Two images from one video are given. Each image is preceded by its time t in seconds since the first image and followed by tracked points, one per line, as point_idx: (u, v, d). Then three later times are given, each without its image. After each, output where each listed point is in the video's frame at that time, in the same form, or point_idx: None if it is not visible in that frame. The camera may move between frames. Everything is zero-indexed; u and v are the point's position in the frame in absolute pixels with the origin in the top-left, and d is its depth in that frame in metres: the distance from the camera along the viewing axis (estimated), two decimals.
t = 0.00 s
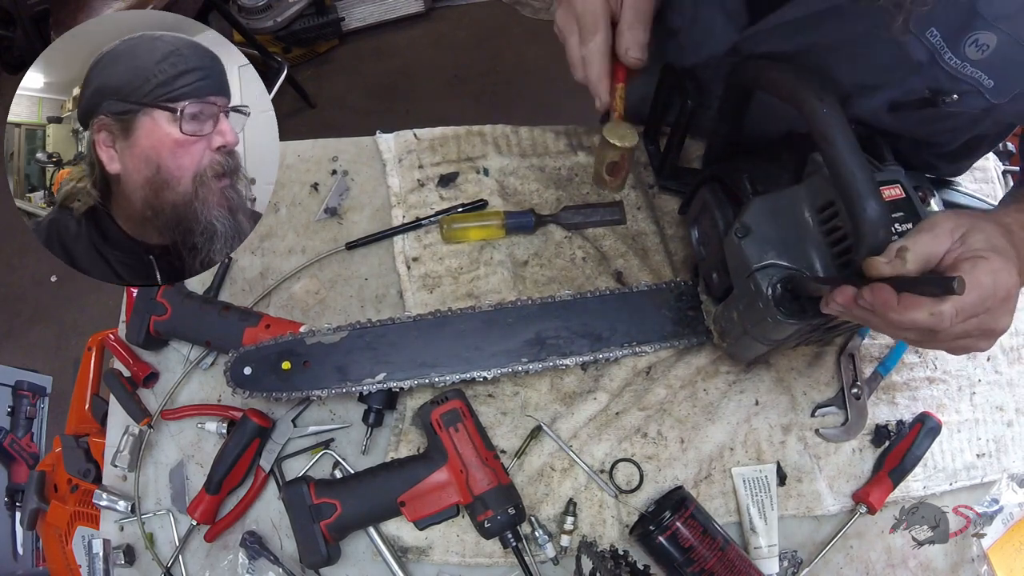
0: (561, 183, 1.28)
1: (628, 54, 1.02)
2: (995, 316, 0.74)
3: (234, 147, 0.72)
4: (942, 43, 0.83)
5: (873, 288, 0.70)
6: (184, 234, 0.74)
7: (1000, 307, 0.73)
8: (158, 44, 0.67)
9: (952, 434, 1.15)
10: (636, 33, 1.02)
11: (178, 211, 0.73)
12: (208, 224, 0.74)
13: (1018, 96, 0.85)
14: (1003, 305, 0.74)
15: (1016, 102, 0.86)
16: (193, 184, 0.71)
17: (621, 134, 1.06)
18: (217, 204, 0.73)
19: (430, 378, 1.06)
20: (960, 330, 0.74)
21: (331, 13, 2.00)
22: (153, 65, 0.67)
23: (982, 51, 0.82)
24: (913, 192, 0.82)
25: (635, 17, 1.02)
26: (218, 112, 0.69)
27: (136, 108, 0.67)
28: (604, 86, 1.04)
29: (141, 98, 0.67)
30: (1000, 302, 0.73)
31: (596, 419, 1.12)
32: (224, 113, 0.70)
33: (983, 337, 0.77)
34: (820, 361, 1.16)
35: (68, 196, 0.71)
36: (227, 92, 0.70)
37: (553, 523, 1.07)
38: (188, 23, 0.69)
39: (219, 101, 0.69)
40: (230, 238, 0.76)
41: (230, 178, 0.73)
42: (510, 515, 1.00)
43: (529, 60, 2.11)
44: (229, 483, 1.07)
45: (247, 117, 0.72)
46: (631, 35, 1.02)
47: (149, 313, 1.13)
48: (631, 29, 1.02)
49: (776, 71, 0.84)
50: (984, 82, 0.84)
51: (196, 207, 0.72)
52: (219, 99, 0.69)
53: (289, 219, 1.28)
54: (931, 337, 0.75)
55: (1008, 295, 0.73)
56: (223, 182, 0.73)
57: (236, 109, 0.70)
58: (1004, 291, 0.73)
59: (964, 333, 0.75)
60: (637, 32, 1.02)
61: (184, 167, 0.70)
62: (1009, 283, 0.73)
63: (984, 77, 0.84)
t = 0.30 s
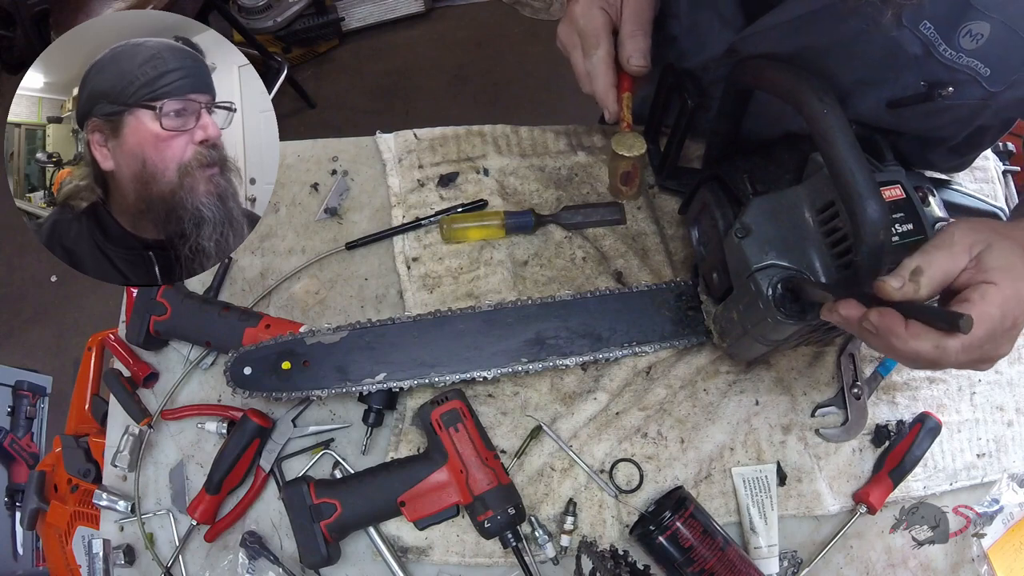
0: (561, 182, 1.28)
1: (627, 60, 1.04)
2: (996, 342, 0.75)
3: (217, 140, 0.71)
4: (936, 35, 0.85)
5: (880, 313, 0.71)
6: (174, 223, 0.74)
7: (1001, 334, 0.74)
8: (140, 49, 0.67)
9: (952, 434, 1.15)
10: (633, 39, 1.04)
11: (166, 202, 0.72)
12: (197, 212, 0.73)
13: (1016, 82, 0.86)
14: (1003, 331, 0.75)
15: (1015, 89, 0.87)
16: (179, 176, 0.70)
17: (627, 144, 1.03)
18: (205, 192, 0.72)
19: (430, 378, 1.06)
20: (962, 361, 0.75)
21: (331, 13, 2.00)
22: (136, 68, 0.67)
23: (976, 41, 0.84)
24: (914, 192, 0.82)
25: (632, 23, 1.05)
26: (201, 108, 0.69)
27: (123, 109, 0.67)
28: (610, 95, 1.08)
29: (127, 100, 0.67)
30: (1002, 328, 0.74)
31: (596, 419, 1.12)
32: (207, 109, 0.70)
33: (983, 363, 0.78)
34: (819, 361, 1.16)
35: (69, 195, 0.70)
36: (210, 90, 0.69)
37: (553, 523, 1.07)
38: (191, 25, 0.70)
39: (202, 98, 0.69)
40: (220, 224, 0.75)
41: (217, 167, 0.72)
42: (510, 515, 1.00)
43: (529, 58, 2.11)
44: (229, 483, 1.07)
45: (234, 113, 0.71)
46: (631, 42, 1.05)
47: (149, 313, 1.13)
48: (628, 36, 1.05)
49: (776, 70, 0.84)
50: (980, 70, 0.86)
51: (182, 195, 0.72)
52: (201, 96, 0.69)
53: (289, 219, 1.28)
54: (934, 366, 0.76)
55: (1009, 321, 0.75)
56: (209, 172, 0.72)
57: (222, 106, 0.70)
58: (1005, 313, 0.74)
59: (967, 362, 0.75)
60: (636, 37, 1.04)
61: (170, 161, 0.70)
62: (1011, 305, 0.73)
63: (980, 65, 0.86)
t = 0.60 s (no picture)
0: (561, 182, 1.28)
1: (608, 62, 1.03)
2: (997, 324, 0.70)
3: (168, 141, 0.69)
4: (928, 37, 0.85)
5: (862, 292, 0.71)
6: (114, 227, 0.72)
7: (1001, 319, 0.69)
8: (101, 55, 0.67)
9: (952, 434, 1.15)
10: (615, 41, 1.03)
11: (113, 202, 0.71)
12: (137, 219, 0.72)
13: (1011, 82, 0.85)
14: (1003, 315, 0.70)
15: (1010, 90, 0.86)
16: (131, 178, 0.70)
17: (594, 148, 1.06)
18: (151, 198, 0.71)
19: (430, 378, 1.06)
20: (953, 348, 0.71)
21: (331, 13, 2.00)
22: (94, 73, 0.67)
23: (969, 42, 0.83)
24: (914, 192, 0.81)
25: (616, 24, 1.04)
26: (154, 108, 0.68)
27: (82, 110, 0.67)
28: (590, 95, 1.07)
29: (88, 103, 0.67)
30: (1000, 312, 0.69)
31: (596, 419, 1.13)
32: (161, 108, 0.68)
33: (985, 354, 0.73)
34: (819, 361, 1.16)
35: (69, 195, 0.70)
36: (169, 90, 0.69)
37: (553, 523, 1.07)
38: (191, 25, 0.71)
39: (157, 97, 0.68)
40: (160, 238, 0.73)
41: (169, 174, 0.71)
42: (510, 515, 1.00)
43: (530, 58, 2.11)
44: (229, 483, 1.07)
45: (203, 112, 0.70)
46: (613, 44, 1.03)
47: (149, 312, 1.13)
48: (609, 37, 1.03)
49: (775, 71, 0.84)
50: (974, 71, 0.85)
51: (130, 197, 0.70)
52: (156, 95, 0.68)
53: (289, 219, 1.28)
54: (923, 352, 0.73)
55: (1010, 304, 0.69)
56: (159, 177, 0.70)
57: (181, 104, 0.69)
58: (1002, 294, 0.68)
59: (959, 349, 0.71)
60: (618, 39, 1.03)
61: (122, 163, 0.69)
62: (1006, 287, 0.68)
63: (974, 66, 0.85)
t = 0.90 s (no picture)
0: (561, 182, 1.28)
1: (611, 62, 1.03)
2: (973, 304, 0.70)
3: (153, 138, 0.68)
4: (925, 35, 0.85)
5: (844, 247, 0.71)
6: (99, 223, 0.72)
7: (978, 298, 0.69)
8: (93, 53, 0.68)
9: (952, 434, 1.15)
10: (619, 42, 1.03)
11: (97, 201, 0.70)
12: (120, 218, 0.71)
13: (1008, 82, 0.85)
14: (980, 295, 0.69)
15: (1008, 88, 0.86)
16: (118, 176, 0.69)
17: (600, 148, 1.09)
18: (137, 196, 0.70)
19: (430, 378, 1.06)
20: (928, 323, 0.71)
21: (331, 13, 2.00)
22: (85, 72, 0.67)
23: (965, 41, 0.84)
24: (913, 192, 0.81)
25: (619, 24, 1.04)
26: (141, 104, 0.67)
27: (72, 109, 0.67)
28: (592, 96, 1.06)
29: (77, 101, 0.67)
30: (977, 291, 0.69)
31: (596, 419, 1.12)
32: (147, 105, 0.68)
33: (963, 336, 0.73)
34: (819, 361, 1.16)
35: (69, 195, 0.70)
36: (158, 86, 0.68)
37: (553, 523, 1.07)
38: (191, 25, 0.71)
39: (144, 94, 0.68)
40: (143, 237, 0.72)
41: (153, 171, 0.70)
42: (510, 515, 1.00)
43: (530, 58, 2.11)
44: (229, 483, 1.07)
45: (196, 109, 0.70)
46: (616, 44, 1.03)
47: (149, 312, 1.13)
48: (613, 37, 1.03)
49: (775, 71, 0.84)
50: (971, 70, 0.86)
51: (117, 194, 0.70)
52: (144, 92, 0.68)
53: (289, 219, 1.28)
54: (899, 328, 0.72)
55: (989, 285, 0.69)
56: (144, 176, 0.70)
57: (169, 101, 0.68)
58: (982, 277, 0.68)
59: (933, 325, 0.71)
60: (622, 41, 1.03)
61: (108, 161, 0.69)
62: (986, 267, 0.68)
63: (971, 65, 0.85)
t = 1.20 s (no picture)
0: (561, 183, 1.28)
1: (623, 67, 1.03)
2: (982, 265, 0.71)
3: (151, 139, 0.68)
4: (926, 30, 0.84)
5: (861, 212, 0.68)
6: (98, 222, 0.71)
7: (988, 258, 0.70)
8: (89, 53, 0.68)
9: (952, 434, 1.15)
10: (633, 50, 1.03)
11: (97, 201, 0.70)
12: (120, 217, 0.71)
13: (1009, 75, 0.86)
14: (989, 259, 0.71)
15: (1009, 81, 0.87)
16: (117, 177, 0.69)
17: (617, 160, 1.02)
18: (137, 196, 0.70)
19: (430, 378, 1.06)
20: (950, 285, 0.69)
21: (331, 13, 2.01)
22: (82, 72, 0.67)
23: (967, 35, 0.83)
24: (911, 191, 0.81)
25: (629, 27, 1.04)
26: (138, 104, 0.68)
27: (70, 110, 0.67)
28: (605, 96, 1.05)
29: (74, 102, 0.67)
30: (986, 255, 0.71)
31: (596, 419, 1.12)
32: (146, 105, 0.68)
33: (977, 303, 0.73)
34: (819, 361, 1.16)
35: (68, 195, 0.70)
36: (156, 85, 0.68)
37: (553, 523, 1.07)
38: (191, 25, 0.71)
39: (143, 94, 0.68)
40: (143, 233, 0.72)
41: (151, 170, 0.70)
42: (510, 515, 1.00)
43: (530, 58, 2.10)
44: (229, 483, 1.07)
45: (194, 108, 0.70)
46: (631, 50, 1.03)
47: (149, 312, 1.13)
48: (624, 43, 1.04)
49: (775, 71, 0.84)
50: (973, 65, 0.85)
51: (117, 194, 0.70)
52: (141, 92, 0.68)
53: (289, 219, 1.28)
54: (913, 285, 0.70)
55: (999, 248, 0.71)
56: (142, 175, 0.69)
57: (169, 101, 0.69)
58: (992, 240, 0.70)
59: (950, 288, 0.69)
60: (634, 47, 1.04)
61: (105, 163, 0.69)
62: (1003, 228, 0.69)
63: (973, 59, 0.85)
